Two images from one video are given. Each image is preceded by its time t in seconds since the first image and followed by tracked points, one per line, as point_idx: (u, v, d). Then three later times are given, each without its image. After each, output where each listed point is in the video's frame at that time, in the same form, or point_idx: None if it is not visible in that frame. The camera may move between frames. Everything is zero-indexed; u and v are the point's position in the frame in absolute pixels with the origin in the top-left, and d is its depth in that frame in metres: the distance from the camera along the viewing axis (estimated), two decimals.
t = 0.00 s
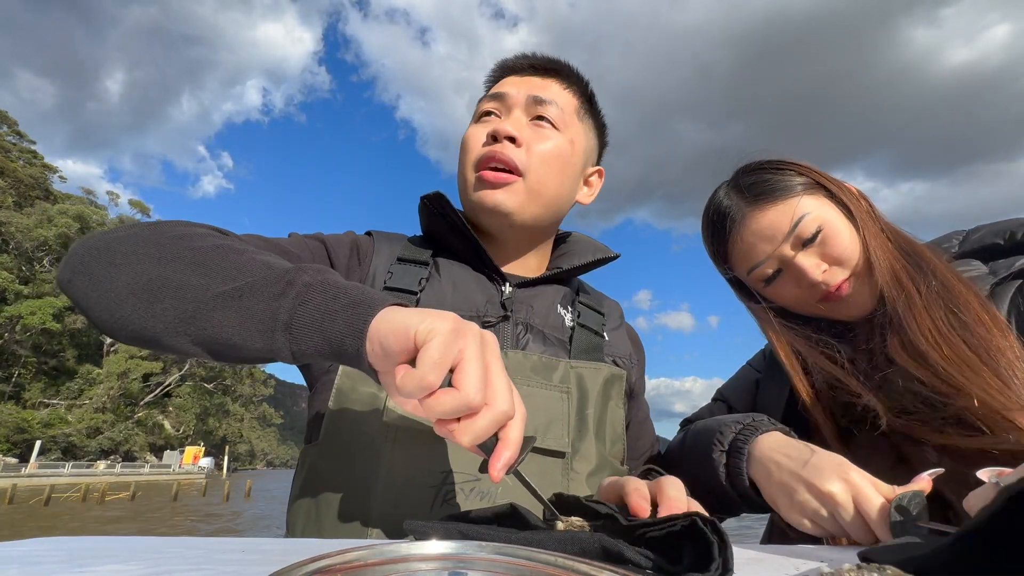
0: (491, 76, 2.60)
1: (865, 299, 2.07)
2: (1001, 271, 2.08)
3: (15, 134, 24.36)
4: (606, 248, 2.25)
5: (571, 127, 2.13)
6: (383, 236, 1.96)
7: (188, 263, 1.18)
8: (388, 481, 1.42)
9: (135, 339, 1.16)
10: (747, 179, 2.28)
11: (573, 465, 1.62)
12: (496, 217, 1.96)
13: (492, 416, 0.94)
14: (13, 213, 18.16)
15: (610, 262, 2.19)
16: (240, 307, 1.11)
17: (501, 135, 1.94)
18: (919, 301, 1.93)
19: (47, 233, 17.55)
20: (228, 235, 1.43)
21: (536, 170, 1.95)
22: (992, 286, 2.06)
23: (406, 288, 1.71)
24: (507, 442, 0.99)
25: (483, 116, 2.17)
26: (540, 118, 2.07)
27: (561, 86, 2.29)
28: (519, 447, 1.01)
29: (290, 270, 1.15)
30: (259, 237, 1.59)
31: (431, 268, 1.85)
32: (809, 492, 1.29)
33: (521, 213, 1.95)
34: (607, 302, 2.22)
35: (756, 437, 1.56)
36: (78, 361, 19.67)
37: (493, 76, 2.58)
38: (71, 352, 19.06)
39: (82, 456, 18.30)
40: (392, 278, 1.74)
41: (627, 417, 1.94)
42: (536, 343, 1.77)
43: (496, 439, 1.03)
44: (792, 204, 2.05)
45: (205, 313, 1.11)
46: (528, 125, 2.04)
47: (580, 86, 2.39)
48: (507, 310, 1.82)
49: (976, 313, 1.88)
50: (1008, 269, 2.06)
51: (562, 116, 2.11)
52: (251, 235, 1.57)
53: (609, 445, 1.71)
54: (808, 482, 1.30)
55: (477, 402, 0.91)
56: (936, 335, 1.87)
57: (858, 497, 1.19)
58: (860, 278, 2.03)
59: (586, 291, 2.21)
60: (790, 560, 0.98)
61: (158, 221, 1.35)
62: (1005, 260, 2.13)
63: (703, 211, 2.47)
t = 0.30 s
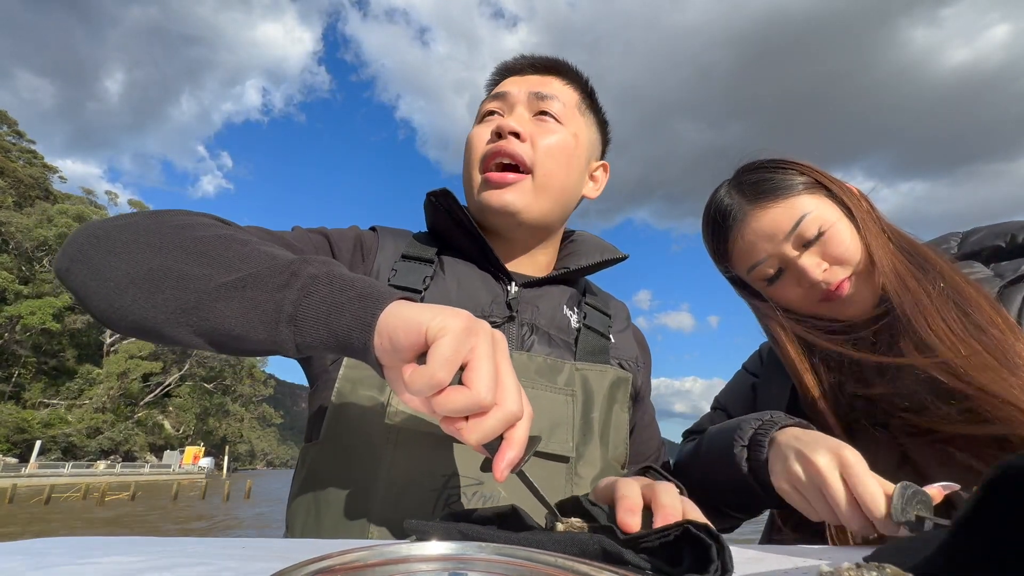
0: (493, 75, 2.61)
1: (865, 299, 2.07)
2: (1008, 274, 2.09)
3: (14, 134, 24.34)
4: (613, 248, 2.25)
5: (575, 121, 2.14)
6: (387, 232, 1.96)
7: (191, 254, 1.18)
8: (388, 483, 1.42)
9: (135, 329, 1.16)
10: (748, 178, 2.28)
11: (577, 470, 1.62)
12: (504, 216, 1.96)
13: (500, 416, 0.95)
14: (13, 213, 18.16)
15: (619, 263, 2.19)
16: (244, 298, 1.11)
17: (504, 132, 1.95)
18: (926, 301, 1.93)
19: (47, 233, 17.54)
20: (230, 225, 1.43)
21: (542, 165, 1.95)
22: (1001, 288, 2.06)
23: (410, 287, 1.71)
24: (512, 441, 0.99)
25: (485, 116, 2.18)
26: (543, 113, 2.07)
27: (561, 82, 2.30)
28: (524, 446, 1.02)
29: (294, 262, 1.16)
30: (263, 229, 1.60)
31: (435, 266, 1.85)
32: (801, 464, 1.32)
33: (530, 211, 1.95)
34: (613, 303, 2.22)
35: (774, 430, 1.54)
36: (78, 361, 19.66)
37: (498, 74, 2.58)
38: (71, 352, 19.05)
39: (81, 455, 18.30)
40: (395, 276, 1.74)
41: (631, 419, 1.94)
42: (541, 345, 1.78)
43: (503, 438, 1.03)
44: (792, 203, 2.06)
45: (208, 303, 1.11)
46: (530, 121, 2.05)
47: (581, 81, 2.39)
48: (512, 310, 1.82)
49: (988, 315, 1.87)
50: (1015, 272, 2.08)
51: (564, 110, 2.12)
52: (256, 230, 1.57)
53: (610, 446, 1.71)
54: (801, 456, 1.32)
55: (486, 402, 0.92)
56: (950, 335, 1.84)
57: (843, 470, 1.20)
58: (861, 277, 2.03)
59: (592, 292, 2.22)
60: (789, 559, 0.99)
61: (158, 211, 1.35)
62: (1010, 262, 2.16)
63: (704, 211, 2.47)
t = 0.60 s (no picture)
0: (492, 76, 2.62)
1: (858, 298, 2.08)
2: (995, 277, 2.09)
3: (14, 134, 24.34)
4: (614, 249, 2.24)
5: (575, 119, 2.14)
6: (388, 233, 1.96)
7: (191, 259, 1.18)
8: (388, 484, 1.42)
9: (138, 335, 1.16)
10: (746, 176, 2.28)
11: (577, 471, 1.62)
12: (503, 211, 1.96)
13: (500, 417, 0.95)
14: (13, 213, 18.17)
15: (620, 263, 2.18)
16: (246, 301, 1.11)
17: (504, 130, 1.95)
18: (917, 299, 1.92)
19: (47, 233, 17.56)
20: (230, 229, 1.43)
21: (541, 162, 1.94)
22: (987, 290, 2.06)
23: (410, 287, 1.71)
24: (512, 441, 0.99)
25: (486, 113, 2.19)
26: (543, 111, 2.07)
27: (561, 82, 2.30)
28: (525, 447, 1.02)
29: (294, 265, 1.16)
30: (263, 232, 1.59)
31: (436, 266, 1.85)
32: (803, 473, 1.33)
33: (529, 206, 1.95)
34: (614, 303, 2.22)
35: (761, 448, 1.56)
36: (78, 361, 19.67)
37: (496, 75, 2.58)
38: (71, 352, 19.06)
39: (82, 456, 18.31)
40: (396, 277, 1.74)
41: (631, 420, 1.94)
42: (542, 346, 1.77)
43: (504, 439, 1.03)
44: (789, 201, 2.06)
45: (211, 308, 1.11)
46: (530, 119, 2.05)
47: (580, 80, 2.39)
48: (513, 310, 1.82)
49: (978, 316, 1.87)
50: (1002, 274, 2.07)
51: (565, 109, 2.12)
52: (255, 232, 1.57)
53: (611, 447, 1.71)
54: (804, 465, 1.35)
55: (487, 403, 0.92)
56: (940, 334, 1.85)
57: (848, 476, 1.23)
58: (855, 276, 2.03)
59: (593, 292, 2.21)
60: (788, 559, 0.98)
61: (159, 216, 1.35)
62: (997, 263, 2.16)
63: (702, 208, 2.47)
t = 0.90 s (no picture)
0: (497, 77, 2.63)
1: (854, 303, 2.09)
2: (989, 273, 2.09)
3: (14, 134, 24.35)
4: (616, 249, 2.25)
5: (579, 119, 2.14)
6: (389, 232, 1.96)
7: (196, 253, 1.18)
8: (390, 483, 1.42)
9: (139, 329, 1.15)
10: (735, 185, 2.29)
11: (580, 471, 1.62)
12: (505, 209, 1.96)
13: (506, 413, 0.95)
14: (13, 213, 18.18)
15: (622, 263, 2.19)
16: (251, 296, 1.11)
17: (507, 129, 1.96)
18: (913, 302, 1.93)
19: (47, 233, 17.56)
20: (232, 224, 1.43)
21: (544, 160, 1.95)
22: (982, 287, 2.07)
23: (412, 286, 1.71)
24: (518, 436, 0.99)
25: (491, 113, 2.20)
26: (546, 110, 2.08)
27: (565, 83, 2.30)
28: (529, 443, 1.02)
29: (300, 260, 1.16)
30: (265, 230, 1.59)
31: (438, 266, 1.85)
32: (815, 480, 1.31)
33: (530, 204, 1.95)
34: (615, 303, 2.23)
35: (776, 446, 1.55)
36: (79, 361, 19.67)
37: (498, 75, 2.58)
38: (71, 352, 19.06)
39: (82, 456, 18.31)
40: (398, 276, 1.74)
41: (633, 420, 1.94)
42: (545, 345, 1.77)
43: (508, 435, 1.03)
44: (781, 210, 2.06)
45: (215, 301, 1.11)
46: (534, 118, 2.06)
47: (584, 82, 2.40)
48: (515, 310, 1.81)
49: (974, 315, 1.88)
50: (995, 270, 2.07)
51: (568, 108, 2.12)
52: (258, 230, 1.57)
53: (612, 446, 1.71)
54: (816, 471, 1.32)
55: (495, 398, 0.92)
56: (936, 337, 1.84)
57: (857, 482, 1.21)
58: (850, 281, 2.04)
59: (594, 292, 2.22)
60: (787, 559, 0.99)
61: (162, 210, 1.35)
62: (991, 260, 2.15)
63: (694, 216, 2.47)
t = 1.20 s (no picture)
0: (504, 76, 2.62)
1: (847, 304, 2.09)
2: (982, 274, 2.08)
3: (14, 134, 24.35)
4: (620, 248, 2.24)
5: (586, 117, 2.14)
6: (390, 229, 1.96)
7: (201, 248, 1.17)
8: (392, 486, 1.42)
9: (142, 326, 1.14)
10: (729, 190, 2.29)
11: (584, 473, 1.62)
12: (512, 201, 1.95)
13: (519, 407, 0.95)
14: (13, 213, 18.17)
15: (625, 263, 2.18)
16: (259, 290, 1.11)
17: (515, 122, 1.96)
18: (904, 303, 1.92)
19: (47, 233, 17.56)
20: (232, 220, 1.42)
21: (550, 156, 1.95)
22: (976, 287, 2.06)
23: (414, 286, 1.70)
24: (527, 432, 0.99)
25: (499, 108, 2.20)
26: (555, 106, 2.08)
27: (573, 82, 2.31)
28: (538, 441, 1.01)
29: (308, 253, 1.15)
30: (264, 228, 1.59)
31: (439, 265, 1.85)
32: (825, 473, 1.31)
33: (532, 197, 1.93)
34: (618, 304, 2.22)
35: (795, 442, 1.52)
36: (79, 361, 19.66)
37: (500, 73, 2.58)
38: (71, 352, 19.05)
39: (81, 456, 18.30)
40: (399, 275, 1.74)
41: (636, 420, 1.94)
42: (547, 346, 1.77)
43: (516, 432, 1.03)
44: (772, 215, 2.06)
45: (222, 297, 1.11)
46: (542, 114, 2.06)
47: (591, 82, 2.39)
48: (518, 310, 1.82)
49: (965, 316, 1.86)
50: (989, 271, 2.06)
51: (576, 106, 2.13)
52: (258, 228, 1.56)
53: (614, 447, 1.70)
54: (824, 464, 1.32)
55: (509, 392, 0.92)
56: (925, 339, 1.84)
57: (863, 473, 1.20)
58: (842, 283, 2.04)
59: (597, 292, 2.21)
60: (789, 560, 0.98)
61: (159, 207, 1.34)
62: (984, 261, 2.16)
63: (690, 220, 2.47)
